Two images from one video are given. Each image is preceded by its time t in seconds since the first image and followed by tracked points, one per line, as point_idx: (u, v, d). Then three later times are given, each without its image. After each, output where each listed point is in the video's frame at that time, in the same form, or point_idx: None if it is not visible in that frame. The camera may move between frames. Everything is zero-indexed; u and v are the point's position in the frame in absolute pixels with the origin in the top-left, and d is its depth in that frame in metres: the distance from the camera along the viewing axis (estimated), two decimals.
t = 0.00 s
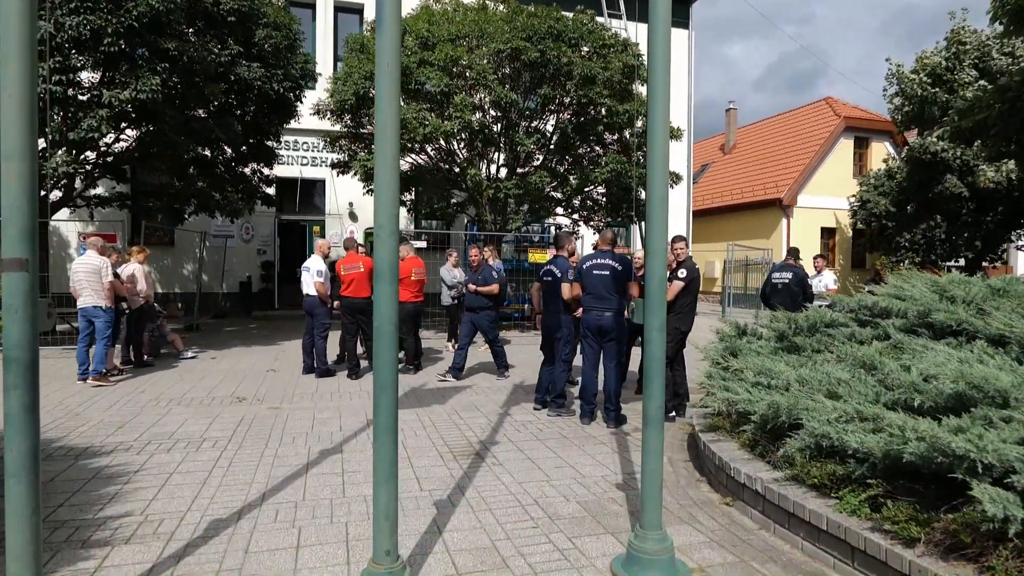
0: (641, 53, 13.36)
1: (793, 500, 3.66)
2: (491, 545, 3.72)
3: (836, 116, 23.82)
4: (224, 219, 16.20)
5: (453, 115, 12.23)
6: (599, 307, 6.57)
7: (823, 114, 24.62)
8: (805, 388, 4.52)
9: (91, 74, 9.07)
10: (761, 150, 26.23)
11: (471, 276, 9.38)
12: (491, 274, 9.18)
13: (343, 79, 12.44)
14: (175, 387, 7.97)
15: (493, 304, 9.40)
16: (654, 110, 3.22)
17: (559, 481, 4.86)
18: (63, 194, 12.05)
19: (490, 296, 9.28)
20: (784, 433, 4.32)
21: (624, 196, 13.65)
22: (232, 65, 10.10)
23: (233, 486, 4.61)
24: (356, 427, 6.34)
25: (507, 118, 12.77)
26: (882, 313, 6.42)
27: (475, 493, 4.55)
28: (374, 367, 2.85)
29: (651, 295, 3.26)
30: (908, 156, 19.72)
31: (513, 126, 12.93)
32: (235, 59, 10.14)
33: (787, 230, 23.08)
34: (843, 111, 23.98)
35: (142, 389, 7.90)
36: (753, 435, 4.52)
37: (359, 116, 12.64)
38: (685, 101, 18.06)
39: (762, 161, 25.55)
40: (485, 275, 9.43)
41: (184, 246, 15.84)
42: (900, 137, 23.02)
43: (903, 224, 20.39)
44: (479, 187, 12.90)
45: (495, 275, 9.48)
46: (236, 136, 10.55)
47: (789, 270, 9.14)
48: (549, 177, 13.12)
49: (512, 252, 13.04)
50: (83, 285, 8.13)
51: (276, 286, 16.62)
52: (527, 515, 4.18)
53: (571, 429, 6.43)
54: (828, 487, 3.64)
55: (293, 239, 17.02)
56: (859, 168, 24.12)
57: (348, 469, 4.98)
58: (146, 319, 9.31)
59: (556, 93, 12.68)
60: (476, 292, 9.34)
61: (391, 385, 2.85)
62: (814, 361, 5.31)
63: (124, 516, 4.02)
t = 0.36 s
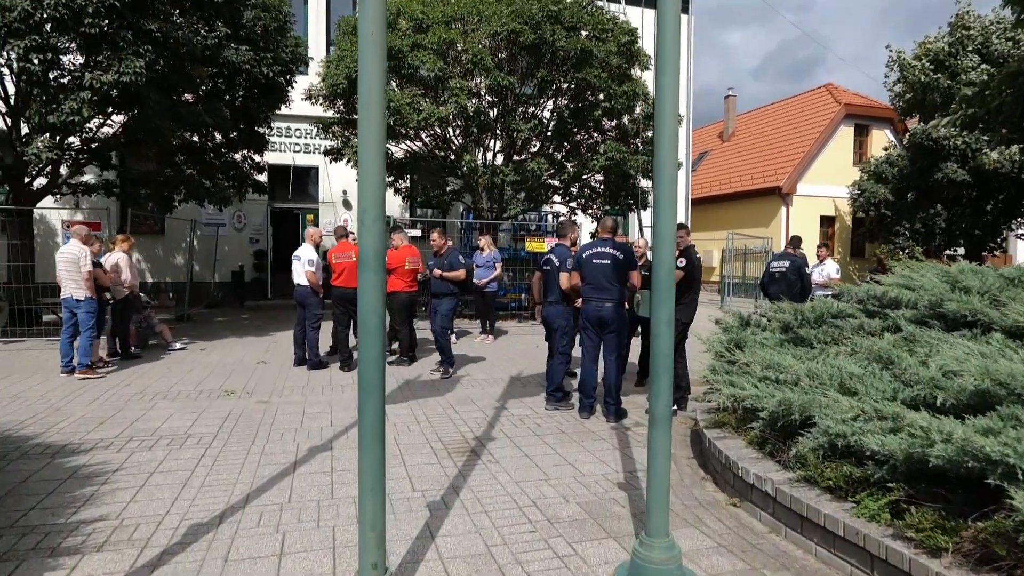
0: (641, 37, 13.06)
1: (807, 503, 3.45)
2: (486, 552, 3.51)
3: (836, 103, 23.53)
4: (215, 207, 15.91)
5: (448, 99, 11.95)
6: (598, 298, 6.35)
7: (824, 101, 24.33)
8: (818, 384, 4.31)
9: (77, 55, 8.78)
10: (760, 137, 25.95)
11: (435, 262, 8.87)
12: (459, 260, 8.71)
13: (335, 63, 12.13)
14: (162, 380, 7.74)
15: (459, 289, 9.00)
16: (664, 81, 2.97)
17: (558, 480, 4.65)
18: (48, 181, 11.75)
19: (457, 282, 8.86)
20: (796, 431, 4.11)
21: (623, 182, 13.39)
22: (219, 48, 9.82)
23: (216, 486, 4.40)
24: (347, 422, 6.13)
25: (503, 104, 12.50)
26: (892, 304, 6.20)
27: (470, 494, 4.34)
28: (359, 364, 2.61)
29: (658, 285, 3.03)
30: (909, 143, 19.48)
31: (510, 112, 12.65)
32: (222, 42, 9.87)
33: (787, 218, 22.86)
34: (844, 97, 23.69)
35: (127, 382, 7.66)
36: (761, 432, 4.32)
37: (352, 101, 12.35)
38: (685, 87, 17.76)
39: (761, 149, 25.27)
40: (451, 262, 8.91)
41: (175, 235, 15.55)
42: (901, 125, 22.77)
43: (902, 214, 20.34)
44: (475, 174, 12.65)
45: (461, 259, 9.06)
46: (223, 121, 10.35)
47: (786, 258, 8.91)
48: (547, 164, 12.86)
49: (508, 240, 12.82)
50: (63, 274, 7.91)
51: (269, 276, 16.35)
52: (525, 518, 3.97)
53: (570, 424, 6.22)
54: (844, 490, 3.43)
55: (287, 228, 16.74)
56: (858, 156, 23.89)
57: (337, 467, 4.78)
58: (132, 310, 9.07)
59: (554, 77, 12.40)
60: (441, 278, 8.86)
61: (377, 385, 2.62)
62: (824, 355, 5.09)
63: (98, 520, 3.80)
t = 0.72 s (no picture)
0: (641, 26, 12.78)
1: (822, 511, 3.26)
2: (481, 564, 3.31)
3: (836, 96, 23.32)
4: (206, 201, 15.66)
5: (443, 90, 11.69)
6: (598, 294, 6.15)
7: (823, 94, 24.11)
8: (830, 385, 4.11)
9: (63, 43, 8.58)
10: (759, 130, 25.73)
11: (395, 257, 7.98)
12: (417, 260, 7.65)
13: (328, 53, 11.88)
14: (149, 378, 7.52)
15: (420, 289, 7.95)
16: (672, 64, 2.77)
17: (558, 483, 4.45)
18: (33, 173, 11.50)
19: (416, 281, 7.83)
20: (809, 434, 3.91)
21: (621, 174, 13.16)
22: (206, 35, 9.60)
23: (200, 491, 4.20)
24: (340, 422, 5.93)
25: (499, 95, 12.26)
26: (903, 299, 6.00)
27: (465, 499, 4.14)
28: (343, 367, 2.40)
29: (667, 280, 2.82)
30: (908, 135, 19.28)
31: (506, 103, 12.40)
32: (209, 29, 9.65)
33: (785, 212, 22.68)
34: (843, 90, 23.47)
35: (113, 380, 7.44)
36: (771, 434, 4.12)
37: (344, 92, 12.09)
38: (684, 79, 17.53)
39: (760, 142, 25.06)
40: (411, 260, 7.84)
41: (166, 229, 15.29)
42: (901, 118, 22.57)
43: (903, 206, 20.05)
44: (471, 167, 12.42)
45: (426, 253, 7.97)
46: (213, 111, 10.11)
47: (792, 252, 8.73)
48: (544, 156, 12.62)
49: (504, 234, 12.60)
50: (55, 270, 7.67)
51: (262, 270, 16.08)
52: (523, 526, 3.78)
53: (569, 424, 6.02)
54: (863, 498, 3.24)
55: (280, 222, 16.49)
56: (857, 149, 23.72)
57: (327, 471, 4.57)
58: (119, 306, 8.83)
59: (552, 68, 12.18)
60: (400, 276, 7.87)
61: (364, 390, 2.41)
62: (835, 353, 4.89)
63: (71, 529, 3.59)
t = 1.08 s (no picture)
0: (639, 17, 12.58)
1: (837, 520, 3.07)
2: None
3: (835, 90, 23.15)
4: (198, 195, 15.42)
5: (438, 82, 11.47)
6: (598, 289, 5.95)
7: (821, 88, 23.95)
8: (844, 386, 3.92)
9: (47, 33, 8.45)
10: (757, 125, 25.55)
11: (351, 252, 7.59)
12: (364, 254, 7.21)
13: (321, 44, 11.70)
14: (134, 376, 7.32)
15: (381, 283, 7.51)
16: (682, 43, 2.58)
17: (557, 487, 4.25)
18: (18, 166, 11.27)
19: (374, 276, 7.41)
20: (822, 438, 3.72)
21: (619, 168, 13.00)
22: (194, 24, 9.41)
23: (180, 497, 3.99)
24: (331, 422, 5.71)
25: (495, 87, 12.08)
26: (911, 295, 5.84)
27: (460, 505, 3.94)
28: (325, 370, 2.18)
29: (675, 275, 2.63)
30: (909, 129, 19.11)
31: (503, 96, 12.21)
32: (197, 17, 9.46)
33: (784, 207, 22.51)
34: (842, 84, 23.31)
35: (98, 378, 7.22)
36: (780, 437, 3.93)
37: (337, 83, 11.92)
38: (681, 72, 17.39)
39: (758, 136, 24.87)
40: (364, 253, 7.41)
41: (157, 223, 15.04)
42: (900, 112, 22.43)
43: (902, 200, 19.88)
44: (468, 161, 12.23)
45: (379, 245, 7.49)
46: (202, 103, 9.89)
47: (802, 247, 8.55)
48: (541, 150, 12.42)
49: (501, 229, 12.40)
50: (53, 266, 7.45)
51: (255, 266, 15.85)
52: (521, 534, 3.58)
53: (567, 424, 5.84)
54: (880, 506, 3.06)
55: (273, 217, 16.27)
56: (856, 143, 23.56)
57: (315, 475, 4.38)
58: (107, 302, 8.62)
59: (549, 60, 11.98)
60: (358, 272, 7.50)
61: (348, 396, 2.20)
62: (845, 352, 4.72)
63: (41, 540, 3.39)
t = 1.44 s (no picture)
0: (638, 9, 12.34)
1: (857, 536, 2.86)
2: None
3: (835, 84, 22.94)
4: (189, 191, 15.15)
5: (432, 74, 11.20)
6: (598, 287, 5.73)
7: (821, 82, 23.73)
8: (861, 391, 3.71)
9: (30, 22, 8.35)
10: (755, 120, 25.33)
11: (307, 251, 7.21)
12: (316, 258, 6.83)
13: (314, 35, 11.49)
14: (118, 378, 7.08)
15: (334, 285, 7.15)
16: (694, 13, 2.35)
17: (556, 496, 4.03)
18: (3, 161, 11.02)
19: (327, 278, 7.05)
20: (837, 446, 3.52)
21: (617, 163, 12.78)
22: (180, 14, 9.20)
23: (156, 509, 3.76)
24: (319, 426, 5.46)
25: (491, 80, 11.84)
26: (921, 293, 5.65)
27: (453, 517, 3.72)
28: (299, 379, 1.95)
29: (687, 268, 2.41)
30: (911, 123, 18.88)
31: (500, 89, 11.97)
32: (184, 7, 9.25)
33: (783, 202, 22.32)
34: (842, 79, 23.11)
35: (80, 380, 6.97)
36: (792, 443, 3.72)
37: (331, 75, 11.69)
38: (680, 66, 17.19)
39: (757, 132, 24.66)
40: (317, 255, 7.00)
41: (147, 219, 14.75)
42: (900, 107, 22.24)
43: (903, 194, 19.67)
44: (464, 155, 12.00)
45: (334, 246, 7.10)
46: (190, 96, 9.65)
47: (807, 244, 8.33)
48: (538, 144, 12.19)
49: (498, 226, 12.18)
50: (38, 264, 7.18)
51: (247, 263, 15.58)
52: (517, 549, 3.36)
53: (566, 427, 5.63)
54: (903, 523, 2.86)
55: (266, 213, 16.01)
56: (856, 139, 23.36)
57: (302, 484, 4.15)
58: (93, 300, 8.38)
59: (546, 51, 11.71)
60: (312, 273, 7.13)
61: (326, 407, 1.98)
62: (858, 353, 4.52)
63: (4, 557, 3.17)
